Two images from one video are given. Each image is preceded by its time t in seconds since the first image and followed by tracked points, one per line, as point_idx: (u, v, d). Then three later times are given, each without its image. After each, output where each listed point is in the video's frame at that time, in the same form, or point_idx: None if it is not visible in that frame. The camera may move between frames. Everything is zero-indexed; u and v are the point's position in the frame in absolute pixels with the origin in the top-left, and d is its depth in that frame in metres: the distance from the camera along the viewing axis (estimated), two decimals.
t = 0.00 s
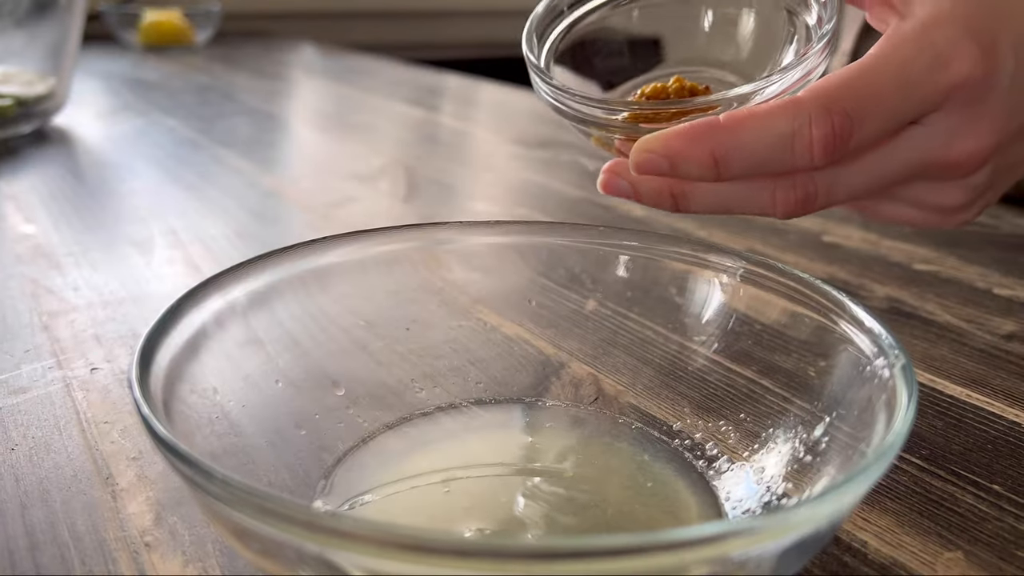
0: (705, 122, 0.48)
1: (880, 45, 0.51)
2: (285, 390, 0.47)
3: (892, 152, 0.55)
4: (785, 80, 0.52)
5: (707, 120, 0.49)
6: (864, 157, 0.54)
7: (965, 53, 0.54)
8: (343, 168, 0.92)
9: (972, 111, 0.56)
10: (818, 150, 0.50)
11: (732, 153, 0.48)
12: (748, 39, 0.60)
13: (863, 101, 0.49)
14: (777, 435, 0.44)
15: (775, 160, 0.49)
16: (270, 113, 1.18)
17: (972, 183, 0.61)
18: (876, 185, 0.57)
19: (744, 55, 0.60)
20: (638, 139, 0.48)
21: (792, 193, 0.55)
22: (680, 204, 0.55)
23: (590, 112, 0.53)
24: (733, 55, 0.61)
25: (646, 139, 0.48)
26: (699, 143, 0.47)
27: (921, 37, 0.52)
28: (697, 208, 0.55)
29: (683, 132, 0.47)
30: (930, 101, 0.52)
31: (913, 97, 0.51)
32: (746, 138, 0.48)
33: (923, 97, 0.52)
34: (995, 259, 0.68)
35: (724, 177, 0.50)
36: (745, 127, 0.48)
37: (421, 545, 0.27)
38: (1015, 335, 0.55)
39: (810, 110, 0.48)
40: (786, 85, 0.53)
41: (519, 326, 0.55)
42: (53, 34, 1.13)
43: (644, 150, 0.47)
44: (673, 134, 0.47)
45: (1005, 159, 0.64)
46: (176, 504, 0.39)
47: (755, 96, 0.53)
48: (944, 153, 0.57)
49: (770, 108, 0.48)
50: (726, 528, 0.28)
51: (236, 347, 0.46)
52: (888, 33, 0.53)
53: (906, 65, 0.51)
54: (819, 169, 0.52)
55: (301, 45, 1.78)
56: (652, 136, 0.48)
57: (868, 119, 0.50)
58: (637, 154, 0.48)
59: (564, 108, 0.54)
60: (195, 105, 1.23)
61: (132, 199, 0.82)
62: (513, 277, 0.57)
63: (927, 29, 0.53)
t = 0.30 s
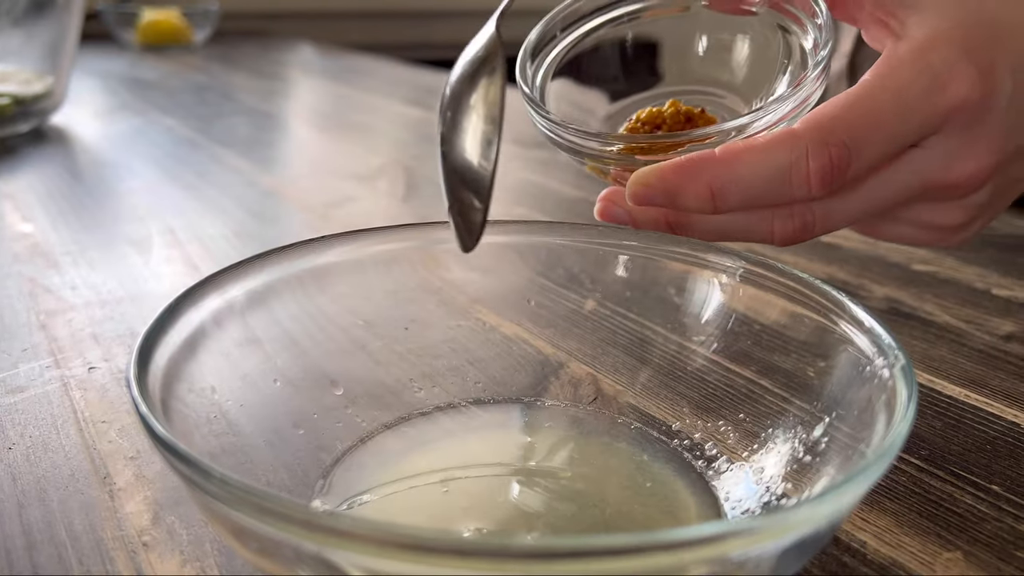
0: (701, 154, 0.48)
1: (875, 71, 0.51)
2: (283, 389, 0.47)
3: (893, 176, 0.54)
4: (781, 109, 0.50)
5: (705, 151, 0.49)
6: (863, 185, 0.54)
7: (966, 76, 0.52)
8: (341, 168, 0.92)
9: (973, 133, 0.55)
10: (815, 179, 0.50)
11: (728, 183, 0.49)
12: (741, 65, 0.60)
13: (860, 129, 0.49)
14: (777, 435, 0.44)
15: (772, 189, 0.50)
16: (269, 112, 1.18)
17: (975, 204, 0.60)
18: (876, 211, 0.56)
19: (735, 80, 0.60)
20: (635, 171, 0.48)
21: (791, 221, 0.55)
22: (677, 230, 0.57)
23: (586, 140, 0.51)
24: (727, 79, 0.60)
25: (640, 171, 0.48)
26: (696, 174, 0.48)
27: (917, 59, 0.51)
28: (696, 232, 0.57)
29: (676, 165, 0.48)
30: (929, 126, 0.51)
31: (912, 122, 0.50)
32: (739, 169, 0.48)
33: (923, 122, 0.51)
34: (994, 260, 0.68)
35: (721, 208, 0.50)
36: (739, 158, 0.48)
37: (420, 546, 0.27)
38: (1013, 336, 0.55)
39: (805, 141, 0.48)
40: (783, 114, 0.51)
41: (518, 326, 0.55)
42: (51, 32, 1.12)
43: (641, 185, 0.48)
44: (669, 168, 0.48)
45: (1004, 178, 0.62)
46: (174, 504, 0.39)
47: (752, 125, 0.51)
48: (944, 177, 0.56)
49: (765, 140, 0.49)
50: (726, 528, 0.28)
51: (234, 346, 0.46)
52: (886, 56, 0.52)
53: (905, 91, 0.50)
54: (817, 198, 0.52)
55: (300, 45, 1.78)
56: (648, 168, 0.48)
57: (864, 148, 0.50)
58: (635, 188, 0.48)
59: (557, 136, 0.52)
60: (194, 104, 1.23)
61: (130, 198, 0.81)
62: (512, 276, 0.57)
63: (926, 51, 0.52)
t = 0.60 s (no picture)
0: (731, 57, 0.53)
1: None
2: (282, 388, 0.47)
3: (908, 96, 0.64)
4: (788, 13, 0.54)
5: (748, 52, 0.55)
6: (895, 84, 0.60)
7: None
8: (340, 167, 0.92)
9: (986, 43, 0.64)
10: (859, 80, 0.58)
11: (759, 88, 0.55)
12: None
13: (903, 30, 0.58)
14: (775, 435, 0.44)
15: (818, 88, 0.57)
16: (267, 112, 1.18)
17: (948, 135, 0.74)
18: (895, 126, 0.65)
19: None
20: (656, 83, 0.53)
21: (823, 134, 0.62)
22: (700, 150, 0.61)
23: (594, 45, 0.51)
24: None
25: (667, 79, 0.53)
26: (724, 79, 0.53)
27: None
28: (717, 150, 0.62)
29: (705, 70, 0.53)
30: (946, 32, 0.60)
31: (921, 33, 0.59)
32: (787, 70, 0.55)
33: (942, 32, 0.60)
34: (993, 260, 0.68)
35: (761, 109, 0.57)
36: (791, 51, 0.55)
37: (420, 546, 0.27)
38: (1012, 336, 0.55)
39: (853, 41, 0.56)
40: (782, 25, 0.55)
41: (516, 326, 0.55)
42: (49, 32, 1.12)
43: (669, 93, 0.52)
44: (702, 75, 0.53)
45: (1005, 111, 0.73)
46: (172, 503, 0.38)
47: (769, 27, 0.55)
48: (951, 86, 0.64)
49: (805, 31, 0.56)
50: (725, 528, 0.28)
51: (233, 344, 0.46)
52: None
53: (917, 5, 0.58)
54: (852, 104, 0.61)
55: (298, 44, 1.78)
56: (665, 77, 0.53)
57: (898, 50, 0.58)
58: (662, 97, 0.53)
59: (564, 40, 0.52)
60: (192, 103, 1.23)
61: (129, 197, 0.81)
62: (511, 276, 0.57)
63: None
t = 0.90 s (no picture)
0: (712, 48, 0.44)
1: None
2: (280, 388, 0.47)
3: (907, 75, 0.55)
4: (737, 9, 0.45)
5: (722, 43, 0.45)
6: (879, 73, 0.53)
7: None
8: (339, 167, 0.92)
9: (970, 5, 0.56)
10: (847, 60, 0.49)
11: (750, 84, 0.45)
12: None
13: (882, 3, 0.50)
14: (775, 435, 0.44)
15: (809, 77, 0.47)
16: (266, 111, 1.18)
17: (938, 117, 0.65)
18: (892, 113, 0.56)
19: None
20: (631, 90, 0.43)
21: (820, 134, 0.52)
22: (687, 164, 0.50)
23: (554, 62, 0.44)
24: None
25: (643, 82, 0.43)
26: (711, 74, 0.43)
27: None
28: (707, 165, 0.50)
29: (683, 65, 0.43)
30: None
31: None
32: (775, 55, 0.45)
33: None
34: (992, 261, 0.68)
35: (750, 105, 0.47)
36: (777, 34, 0.45)
37: (425, 545, 0.27)
38: (1011, 337, 0.55)
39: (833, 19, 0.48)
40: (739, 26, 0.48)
41: (516, 326, 0.55)
42: (48, 31, 1.12)
43: (650, 96, 0.42)
44: (680, 70, 0.43)
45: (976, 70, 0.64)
46: (171, 502, 0.38)
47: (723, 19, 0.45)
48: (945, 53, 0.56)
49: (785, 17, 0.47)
50: (724, 528, 0.28)
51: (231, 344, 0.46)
52: None
53: None
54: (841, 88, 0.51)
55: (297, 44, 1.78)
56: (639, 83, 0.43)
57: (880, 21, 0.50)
58: (642, 101, 0.43)
59: (520, 62, 0.46)
60: (191, 103, 1.23)
61: (127, 197, 0.81)
62: (510, 276, 0.57)
63: None
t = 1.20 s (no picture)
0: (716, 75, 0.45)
1: None
2: (280, 388, 0.47)
3: (906, 87, 0.56)
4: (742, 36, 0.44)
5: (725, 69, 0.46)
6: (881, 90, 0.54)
7: None
8: (338, 167, 0.92)
9: (969, 14, 0.57)
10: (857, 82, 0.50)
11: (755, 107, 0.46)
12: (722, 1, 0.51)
13: (892, 19, 0.51)
14: (774, 435, 0.44)
15: (816, 99, 0.48)
16: (266, 111, 1.18)
17: (935, 120, 0.66)
18: (891, 124, 0.57)
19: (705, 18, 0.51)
20: (639, 113, 0.44)
21: (823, 151, 0.54)
22: (690, 182, 0.51)
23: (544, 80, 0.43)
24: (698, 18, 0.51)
25: (652, 108, 0.44)
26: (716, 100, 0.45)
27: None
28: (710, 183, 0.52)
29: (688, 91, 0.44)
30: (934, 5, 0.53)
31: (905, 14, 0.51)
32: (780, 81, 0.47)
33: (933, 6, 0.53)
34: (992, 261, 0.68)
35: (758, 130, 0.48)
36: (782, 58, 0.47)
37: (427, 546, 0.27)
38: (1011, 337, 0.55)
39: (840, 39, 0.49)
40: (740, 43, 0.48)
41: (515, 326, 0.55)
42: (48, 31, 1.12)
43: (659, 120, 0.43)
44: (690, 95, 0.44)
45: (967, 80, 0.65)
46: (171, 502, 0.38)
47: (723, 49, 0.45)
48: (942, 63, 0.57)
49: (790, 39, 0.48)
50: (723, 527, 0.27)
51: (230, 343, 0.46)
52: None
53: None
54: (847, 106, 0.52)
55: (297, 44, 1.78)
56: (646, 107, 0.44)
57: (888, 39, 0.50)
58: (651, 125, 0.44)
59: (509, 79, 0.45)
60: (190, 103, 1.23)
61: (127, 196, 0.81)
62: (509, 276, 0.57)
63: None
